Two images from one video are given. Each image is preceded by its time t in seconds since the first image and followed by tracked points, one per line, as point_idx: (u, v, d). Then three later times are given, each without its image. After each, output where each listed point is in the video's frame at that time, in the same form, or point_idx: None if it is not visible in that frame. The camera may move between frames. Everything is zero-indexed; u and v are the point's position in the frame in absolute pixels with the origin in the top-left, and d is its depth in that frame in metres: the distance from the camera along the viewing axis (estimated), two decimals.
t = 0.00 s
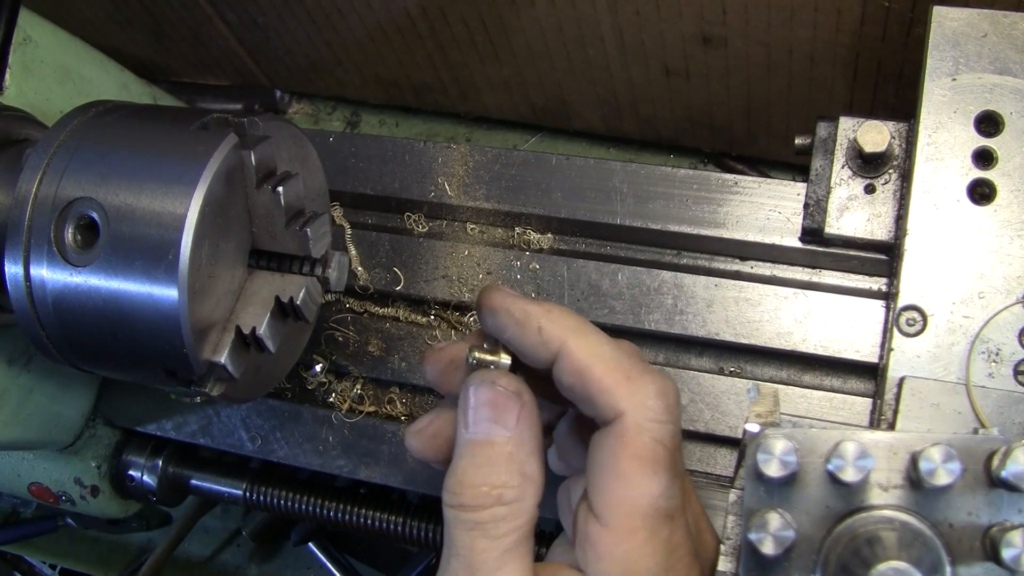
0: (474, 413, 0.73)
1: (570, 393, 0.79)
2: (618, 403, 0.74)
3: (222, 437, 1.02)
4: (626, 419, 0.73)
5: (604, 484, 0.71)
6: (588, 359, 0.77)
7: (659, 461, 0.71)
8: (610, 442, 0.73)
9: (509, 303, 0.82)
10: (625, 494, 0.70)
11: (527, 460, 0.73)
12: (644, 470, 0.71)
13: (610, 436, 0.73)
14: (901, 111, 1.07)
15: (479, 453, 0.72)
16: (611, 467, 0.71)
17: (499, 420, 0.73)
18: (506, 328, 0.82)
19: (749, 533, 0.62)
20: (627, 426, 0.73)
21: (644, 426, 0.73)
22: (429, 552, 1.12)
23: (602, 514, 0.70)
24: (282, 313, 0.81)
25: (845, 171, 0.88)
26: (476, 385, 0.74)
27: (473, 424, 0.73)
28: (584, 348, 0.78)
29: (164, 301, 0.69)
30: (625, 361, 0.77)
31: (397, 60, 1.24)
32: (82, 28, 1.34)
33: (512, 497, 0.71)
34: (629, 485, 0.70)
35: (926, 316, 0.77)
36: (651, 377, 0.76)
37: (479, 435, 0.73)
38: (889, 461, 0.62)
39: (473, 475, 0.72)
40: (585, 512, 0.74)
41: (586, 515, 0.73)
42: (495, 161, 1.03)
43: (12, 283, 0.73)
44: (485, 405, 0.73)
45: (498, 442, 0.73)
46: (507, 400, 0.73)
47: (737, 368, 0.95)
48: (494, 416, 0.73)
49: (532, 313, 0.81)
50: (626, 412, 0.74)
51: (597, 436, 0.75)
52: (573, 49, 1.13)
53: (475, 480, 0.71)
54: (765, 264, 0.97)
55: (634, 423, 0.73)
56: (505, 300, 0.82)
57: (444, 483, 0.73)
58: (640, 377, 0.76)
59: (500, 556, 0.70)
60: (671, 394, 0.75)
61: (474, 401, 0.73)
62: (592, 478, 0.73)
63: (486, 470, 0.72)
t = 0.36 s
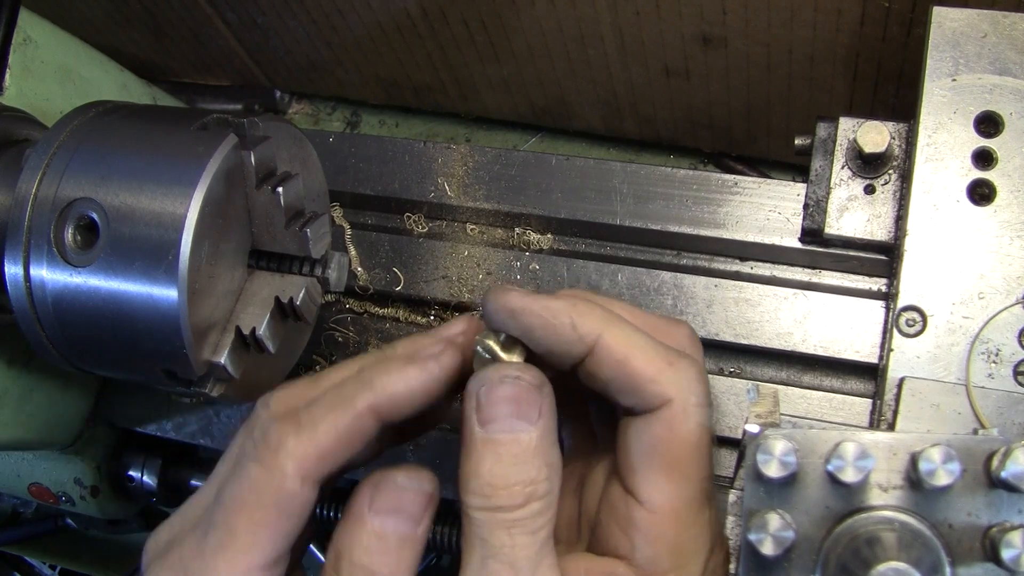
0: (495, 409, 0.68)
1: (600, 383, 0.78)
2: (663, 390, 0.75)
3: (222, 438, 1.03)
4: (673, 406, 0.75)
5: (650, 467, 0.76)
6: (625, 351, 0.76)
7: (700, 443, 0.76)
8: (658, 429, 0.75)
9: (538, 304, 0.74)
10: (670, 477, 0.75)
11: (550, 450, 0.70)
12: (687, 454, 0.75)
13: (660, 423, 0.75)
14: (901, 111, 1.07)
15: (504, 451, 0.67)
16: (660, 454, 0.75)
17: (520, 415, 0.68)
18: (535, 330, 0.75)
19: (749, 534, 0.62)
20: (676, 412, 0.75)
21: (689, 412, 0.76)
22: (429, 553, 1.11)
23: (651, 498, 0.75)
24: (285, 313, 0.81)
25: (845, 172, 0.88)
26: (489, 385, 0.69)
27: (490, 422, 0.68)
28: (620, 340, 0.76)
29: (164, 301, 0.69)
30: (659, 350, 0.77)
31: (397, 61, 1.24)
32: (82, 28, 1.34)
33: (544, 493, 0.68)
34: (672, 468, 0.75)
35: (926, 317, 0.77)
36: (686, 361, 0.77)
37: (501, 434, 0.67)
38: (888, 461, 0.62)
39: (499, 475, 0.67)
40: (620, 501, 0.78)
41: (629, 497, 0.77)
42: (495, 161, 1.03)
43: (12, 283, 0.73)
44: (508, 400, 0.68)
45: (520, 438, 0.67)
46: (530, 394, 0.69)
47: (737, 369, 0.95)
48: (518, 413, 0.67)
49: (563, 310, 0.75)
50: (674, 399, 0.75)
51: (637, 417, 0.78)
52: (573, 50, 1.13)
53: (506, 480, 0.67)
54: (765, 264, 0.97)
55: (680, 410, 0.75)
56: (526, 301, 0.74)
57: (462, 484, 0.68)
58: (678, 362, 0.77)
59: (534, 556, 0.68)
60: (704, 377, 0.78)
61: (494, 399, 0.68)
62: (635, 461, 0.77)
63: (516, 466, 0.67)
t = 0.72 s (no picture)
0: (494, 401, 0.69)
1: (609, 388, 0.78)
2: (671, 399, 0.76)
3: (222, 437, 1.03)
4: (682, 415, 0.76)
5: (656, 475, 0.76)
6: (638, 356, 0.76)
7: (706, 453, 0.76)
8: (663, 439, 0.76)
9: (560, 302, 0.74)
10: (675, 487, 0.75)
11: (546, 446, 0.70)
12: (693, 465, 0.76)
13: (666, 433, 0.76)
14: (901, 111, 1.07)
15: (499, 443, 0.68)
16: (664, 466, 0.76)
17: (519, 406, 0.69)
18: (553, 326, 0.75)
19: (749, 533, 0.62)
20: (683, 424, 0.75)
21: (696, 425, 0.76)
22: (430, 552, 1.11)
23: (655, 506, 0.75)
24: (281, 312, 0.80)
25: (845, 171, 0.88)
26: (488, 377, 0.71)
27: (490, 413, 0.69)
28: (633, 346, 0.76)
29: (164, 301, 0.69)
30: (672, 359, 0.77)
31: (397, 60, 1.24)
32: (82, 28, 1.34)
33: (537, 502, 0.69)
34: (676, 478, 0.76)
35: (926, 316, 0.77)
36: (696, 374, 0.78)
37: (498, 425, 0.68)
38: (888, 461, 0.62)
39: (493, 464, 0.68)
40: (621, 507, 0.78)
41: (631, 505, 0.78)
42: (495, 161, 1.03)
43: (12, 283, 0.73)
44: (506, 391, 0.70)
45: (516, 430, 0.68)
46: (529, 388, 0.70)
47: (737, 368, 0.95)
48: (514, 405, 0.69)
49: (581, 310, 0.75)
50: (681, 410, 0.75)
51: (643, 425, 0.78)
52: (573, 50, 1.13)
53: (501, 469, 0.67)
54: (765, 264, 0.97)
55: (689, 420, 0.76)
56: (546, 294, 0.75)
57: (457, 475, 0.69)
58: (689, 374, 0.77)
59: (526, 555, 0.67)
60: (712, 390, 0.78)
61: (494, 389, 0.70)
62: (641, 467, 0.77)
63: (511, 459, 0.68)
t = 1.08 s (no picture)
0: (520, 394, 0.74)
1: (581, 390, 0.77)
2: (637, 412, 0.73)
3: (223, 437, 1.04)
4: (646, 429, 0.73)
5: (626, 492, 0.73)
6: (612, 362, 0.74)
7: (677, 467, 0.73)
8: (628, 453, 0.74)
9: (553, 283, 0.77)
10: (647, 503, 0.72)
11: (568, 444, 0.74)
12: (673, 477, 0.73)
13: (631, 447, 0.73)
14: (902, 111, 1.07)
15: (522, 434, 0.72)
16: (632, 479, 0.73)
17: (544, 401, 0.74)
18: (542, 307, 0.77)
19: (749, 533, 0.62)
20: (648, 438, 0.73)
21: (663, 439, 0.73)
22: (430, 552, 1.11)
23: (630, 523, 0.73)
24: (281, 311, 0.79)
25: (845, 171, 0.88)
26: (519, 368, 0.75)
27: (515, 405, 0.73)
28: (607, 352, 0.74)
29: (165, 300, 0.69)
30: (642, 371, 0.74)
31: (397, 61, 1.24)
32: (82, 28, 1.34)
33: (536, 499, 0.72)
34: (646, 496, 0.73)
35: (926, 316, 0.77)
36: (670, 388, 0.74)
37: (522, 416, 0.73)
38: (888, 461, 0.62)
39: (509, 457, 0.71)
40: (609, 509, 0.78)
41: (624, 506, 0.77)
42: (495, 161, 1.03)
43: (12, 283, 0.73)
44: (532, 385, 0.74)
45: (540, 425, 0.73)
46: (552, 383, 0.75)
47: (737, 368, 0.95)
48: (539, 398, 0.73)
49: (573, 300, 0.76)
50: (645, 424, 0.73)
51: (613, 439, 0.76)
52: (573, 49, 1.13)
53: (516, 461, 0.71)
54: (765, 264, 0.97)
55: (654, 434, 0.73)
56: (549, 275, 0.77)
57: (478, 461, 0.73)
58: (659, 387, 0.74)
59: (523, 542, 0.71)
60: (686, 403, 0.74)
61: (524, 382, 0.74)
62: (612, 484, 0.75)
63: (525, 450, 0.71)
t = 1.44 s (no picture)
0: (519, 422, 0.75)
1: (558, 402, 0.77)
2: (615, 429, 0.73)
3: (223, 437, 1.04)
4: (622, 447, 0.72)
5: (614, 510, 0.73)
6: (594, 377, 0.74)
7: (659, 485, 0.72)
8: (608, 474, 0.73)
9: (552, 286, 0.77)
10: (631, 522, 0.72)
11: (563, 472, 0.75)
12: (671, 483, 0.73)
13: (609, 467, 0.73)
14: (901, 111, 1.07)
15: (517, 463, 0.74)
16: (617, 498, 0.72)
17: (540, 428, 0.75)
18: (535, 307, 0.77)
19: (749, 534, 0.62)
20: (624, 456, 0.72)
21: (642, 458, 0.72)
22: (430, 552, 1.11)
23: (617, 543, 0.73)
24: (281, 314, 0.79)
25: (845, 171, 0.88)
26: (518, 397, 0.77)
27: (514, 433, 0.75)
28: (593, 368, 0.74)
29: (165, 301, 0.69)
30: (624, 387, 0.74)
31: (397, 61, 1.24)
32: (82, 27, 1.34)
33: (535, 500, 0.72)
34: (630, 513, 0.72)
35: (926, 317, 0.77)
36: (648, 406, 0.74)
37: (520, 445, 0.74)
38: (888, 461, 0.62)
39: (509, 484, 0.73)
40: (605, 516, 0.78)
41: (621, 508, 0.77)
42: (495, 161, 1.03)
43: (12, 283, 0.73)
44: (530, 413, 0.76)
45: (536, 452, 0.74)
46: (550, 411, 0.76)
47: (737, 369, 0.95)
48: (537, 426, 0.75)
49: (568, 310, 0.76)
50: (622, 443, 0.72)
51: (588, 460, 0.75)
52: (573, 49, 1.13)
53: (515, 489, 0.73)
54: (765, 264, 0.96)
55: (632, 454, 0.72)
56: (550, 277, 0.78)
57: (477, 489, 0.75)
58: (638, 405, 0.73)
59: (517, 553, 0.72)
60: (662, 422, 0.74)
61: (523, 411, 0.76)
62: (597, 504, 0.74)
63: (525, 478, 0.73)
